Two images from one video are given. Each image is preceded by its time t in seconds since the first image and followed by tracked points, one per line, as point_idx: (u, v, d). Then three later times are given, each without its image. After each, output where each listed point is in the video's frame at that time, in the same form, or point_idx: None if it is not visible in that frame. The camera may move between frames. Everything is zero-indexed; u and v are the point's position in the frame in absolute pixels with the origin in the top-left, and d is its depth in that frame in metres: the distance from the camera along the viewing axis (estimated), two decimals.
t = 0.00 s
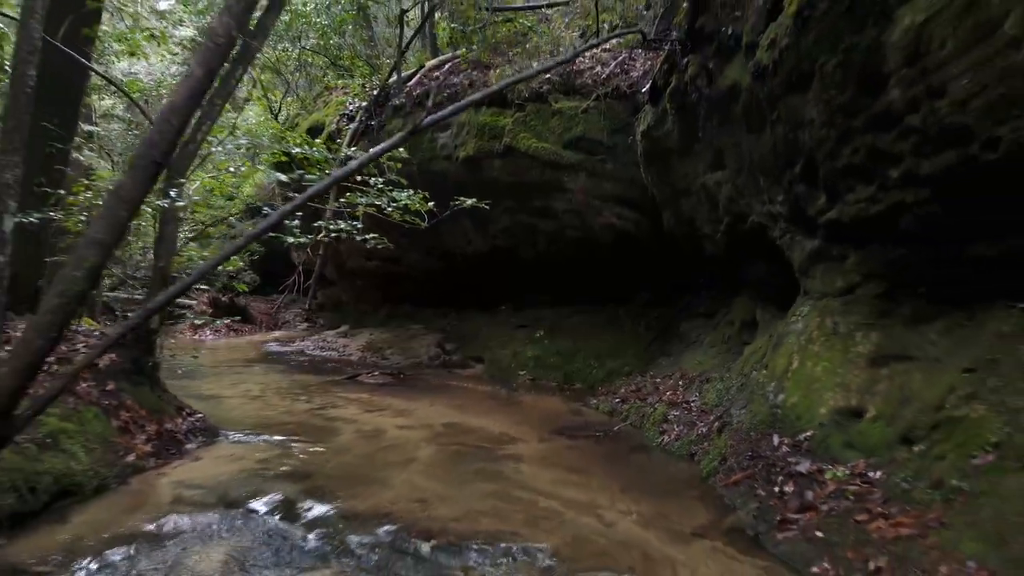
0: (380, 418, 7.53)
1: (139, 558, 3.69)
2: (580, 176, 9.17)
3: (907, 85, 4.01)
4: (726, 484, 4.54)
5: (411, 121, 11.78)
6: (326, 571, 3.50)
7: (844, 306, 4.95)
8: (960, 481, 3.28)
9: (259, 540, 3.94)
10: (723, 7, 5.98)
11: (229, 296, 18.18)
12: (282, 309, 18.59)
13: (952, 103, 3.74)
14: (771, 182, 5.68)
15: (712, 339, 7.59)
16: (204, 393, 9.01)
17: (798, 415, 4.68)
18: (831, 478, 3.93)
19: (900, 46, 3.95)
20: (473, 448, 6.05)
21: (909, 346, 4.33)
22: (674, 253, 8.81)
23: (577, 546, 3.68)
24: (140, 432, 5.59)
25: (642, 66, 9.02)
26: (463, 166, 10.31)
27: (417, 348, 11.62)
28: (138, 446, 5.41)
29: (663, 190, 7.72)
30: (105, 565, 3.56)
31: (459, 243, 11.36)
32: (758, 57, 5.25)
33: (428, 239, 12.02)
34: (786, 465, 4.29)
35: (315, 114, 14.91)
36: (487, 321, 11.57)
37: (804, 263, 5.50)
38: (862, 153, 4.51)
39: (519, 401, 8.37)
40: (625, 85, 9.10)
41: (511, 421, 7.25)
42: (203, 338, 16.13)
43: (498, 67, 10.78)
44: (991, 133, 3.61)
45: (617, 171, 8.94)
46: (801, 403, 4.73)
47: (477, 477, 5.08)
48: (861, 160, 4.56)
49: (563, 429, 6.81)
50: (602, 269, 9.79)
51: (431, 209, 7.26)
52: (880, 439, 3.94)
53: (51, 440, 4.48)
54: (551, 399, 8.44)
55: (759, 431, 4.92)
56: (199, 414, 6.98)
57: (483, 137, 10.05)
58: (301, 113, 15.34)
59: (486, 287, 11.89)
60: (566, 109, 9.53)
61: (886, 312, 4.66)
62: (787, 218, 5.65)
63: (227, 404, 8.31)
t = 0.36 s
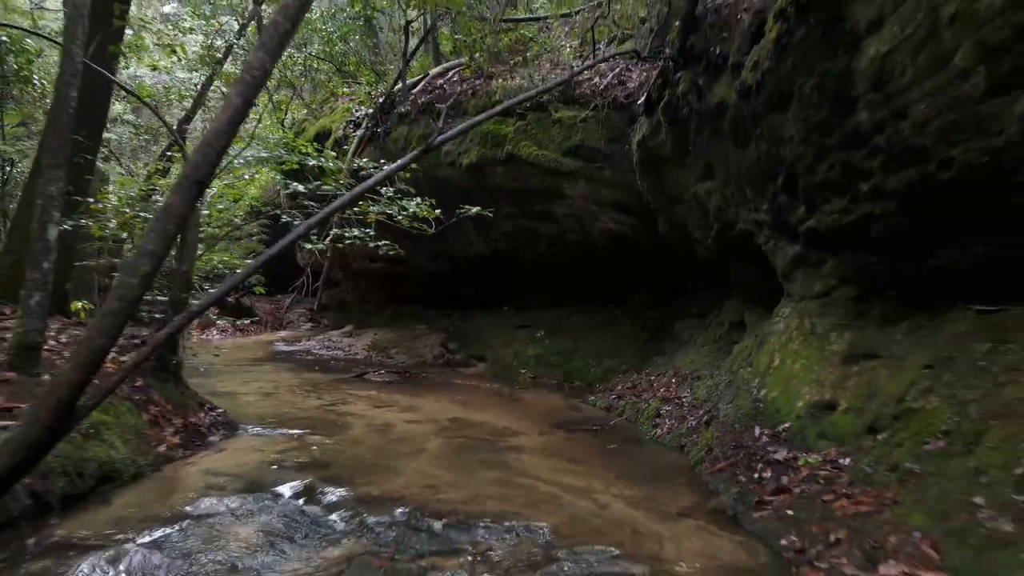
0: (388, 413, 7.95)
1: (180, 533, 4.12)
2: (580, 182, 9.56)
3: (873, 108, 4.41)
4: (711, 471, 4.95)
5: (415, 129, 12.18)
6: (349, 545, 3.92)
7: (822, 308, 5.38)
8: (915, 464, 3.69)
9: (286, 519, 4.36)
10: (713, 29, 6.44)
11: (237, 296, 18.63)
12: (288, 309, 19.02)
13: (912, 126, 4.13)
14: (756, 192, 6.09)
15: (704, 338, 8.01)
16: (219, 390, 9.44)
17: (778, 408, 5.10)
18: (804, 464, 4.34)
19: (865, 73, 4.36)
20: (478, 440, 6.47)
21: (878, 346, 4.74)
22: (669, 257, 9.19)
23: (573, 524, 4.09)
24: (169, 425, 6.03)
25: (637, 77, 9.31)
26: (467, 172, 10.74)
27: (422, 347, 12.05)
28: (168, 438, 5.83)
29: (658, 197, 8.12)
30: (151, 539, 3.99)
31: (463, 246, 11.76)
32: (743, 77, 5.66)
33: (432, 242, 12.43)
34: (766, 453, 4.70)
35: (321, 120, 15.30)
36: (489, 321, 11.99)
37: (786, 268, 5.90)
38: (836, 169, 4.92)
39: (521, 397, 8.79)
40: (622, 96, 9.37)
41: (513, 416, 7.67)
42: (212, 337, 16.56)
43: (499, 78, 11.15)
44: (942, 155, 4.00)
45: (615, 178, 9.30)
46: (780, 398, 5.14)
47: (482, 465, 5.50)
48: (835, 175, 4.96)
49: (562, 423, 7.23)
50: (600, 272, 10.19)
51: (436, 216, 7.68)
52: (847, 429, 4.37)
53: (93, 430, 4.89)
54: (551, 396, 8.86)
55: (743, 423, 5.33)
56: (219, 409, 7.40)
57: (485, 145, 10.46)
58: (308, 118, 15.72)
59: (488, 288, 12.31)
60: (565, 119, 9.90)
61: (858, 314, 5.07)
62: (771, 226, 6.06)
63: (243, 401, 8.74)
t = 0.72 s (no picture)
0: (397, 409, 8.39)
1: (215, 513, 4.55)
2: (578, 189, 9.99)
3: (844, 127, 4.83)
4: (698, 459, 5.39)
5: (421, 137, 12.58)
6: (368, 523, 4.35)
7: (801, 309, 5.81)
8: (876, 450, 4.12)
9: (310, 501, 4.80)
10: (703, 49, 6.94)
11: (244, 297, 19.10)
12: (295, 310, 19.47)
13: (877, 145, 4.55)
14: (742, 201, 6.53)
15: (696, 337, 8.44)
16: (234, 387, 9.88)
17: (760, 402, 5.54)
18: (780, 452, 4.77)
19: (837, 95, 4.79)
20: (482, 433, 6.90)
21: (850, 344, 5.16)
22: (664, 260, 9.62)
23: (571, 505, 4.52)
24: (194, 417, 6.45)
25: (634, 88, 9.74)
26: (470, 178, 11.19)
27: (426, 347, 12.48)
28: (194, 430, 6.26)
29: (652, 204, 8.55)
30: (190, 517, 4.43)
31: (467, 249, 12.19)
32: (729, 95, 6.10)
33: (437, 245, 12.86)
34: (748, 443, 5.13)
35: (328, 126, 15.73)
36: (491, 321, 12.43)
37: (769, 272, 6.32)
38: (812, 181, 5.34)
39: (522, 394, 9.23)
40: (619, 107, 9.80)
41: (514, 411, 8.11)
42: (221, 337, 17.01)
43: (502, 88, 11.54)
44: (903, 171, 4.41)
45: (612, 184, 9.74)
46: (763, 392, 5.57)
47: (487, 455, 5.93)
48: (811, 187, 5.40)
49: (561, 418, 7.67)
50: (598, 274, 10.63)
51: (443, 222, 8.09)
52: (820, 420, 4.80)
53: (130, 421, 5.32)
54: (551, 393, 9.30)
55: (728, 416, 5.77)
56: (238, 404, 7.84)
57: (488, 153, 10.92)
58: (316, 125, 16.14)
59: (491, 290, 12.74)
60: (565, 127, 10.33)
61: (834, 315, 5.49)
62: (755, 233, 6.49)
63: (257, 397, 9.18)
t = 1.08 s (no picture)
0: (404, 405, 8.84)
1: (245, 494, 5.03)
2: (577, 195, 10.43)
3: (818, 144, 5.28)
4: (686, 448, 5.85)
5: (425, 144, 12.98)
6: (385, 504, 4.81)
7: (783, 310, 6.26)
8: (843, 437, 4.57)
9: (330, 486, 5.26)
10: (693, 66, 7.41)
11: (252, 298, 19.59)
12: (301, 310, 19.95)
13: (848, 161, 5.00)
14: (729, 209, 6.98)
15: (689, 336, 8.88)
16: (248, 384, 10.35)
17: (743, 396, 5.99)
18: (759, 441, 5.23)
19: (812, 115, 5.24)
20: (486, 426, 7.35)
21: (826, 343, 5.61)
22: (659, 263, 10.06)
23: (568, 489, 4.97)
24: (217, 411, 6.89)
25: (630, 99, 10.22)
26: (473, 184, 11.62)
27: (430, 346, 12.94)
28: (217, 422, 6.69)
29: (647, 210, 8.99)
30: (223, 498, 4.89)
31: (469, 251, 12.62)
32: (717, 111, 6.55)
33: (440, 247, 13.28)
34: (732, 433, 5.58)
35: (335, 132, 16.16)
36: (494, 321, 12.88)
37: (754, 276, 6.78)
38: (791, 192, 5.79)
39: (523, 391, 9.69)
40: (616, 117, 10.29)
41: (516, 407, 8.56)
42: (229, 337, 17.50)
43: (503, 96, 11.93)
44: (870, 185, 4.87)
45: (609, 191, 10.20)
46: (746, 387, 6.02)
47: (491, 446, 6.38)
48: (790, 198, 5.84)
49: (560, 413, 8.12)
50: (596, 276, 11.07)
51: (448, 228, 8.52)
52: (796, 411, 5.25)
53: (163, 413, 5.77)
54: (551, 390, 9.74)
55: (715, 409, 6.22)
56: (254, 399, 8.28)
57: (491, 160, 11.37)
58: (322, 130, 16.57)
59: (493, 291, 13.19)
60: (564, 135, 10.76)
61: (813, 316, 5.94)
62: (741, 239, 6.94)
63: (271, 393, 9.65)
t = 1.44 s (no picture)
0: (411, 400, 9.31)
1: (271, 479, 5.51)
2: (576, 200, 10.89)
3: (796, 158, 5.74)
4: (676, 439, 6.32)
5: (429, 151, 13.37)
6: (398, 488, 5.29)
7: (766, 310, 6.73)
8: (815, 427, 5.04)
9: (346, 472, 5.74)
10: (685, 82, 7.87)
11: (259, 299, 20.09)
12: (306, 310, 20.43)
13: (822, 174, 5.46)
14: (717, 216, 7.44)
15: (682, 336, 9.33)
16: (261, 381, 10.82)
17: (728, 390, 6.46)
18: (741, 432, 5.69)
19: (789, 131, 5.71)
20: (489, 420, 7.80)
21: (804, 341, 6.07)
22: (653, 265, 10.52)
23: (566, 475, 5.43)
24: (238, 406, 7.35)
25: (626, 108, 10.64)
26: (475, 189, 12.08)
27: (434, 345, 13.40)
28: (238, 416, 7.15)
29: (642, 215, 9.45)
30: (251, 482, 5.37)
31: (472, 254, 13.08)
32: (706, 125, 7.01)
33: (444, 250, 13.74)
34: (717, 425, 6.05)
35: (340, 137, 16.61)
36: (496, 321, 13.33)
37: (741, 278, 7.24)
38: (773, 202, 6.25)
39: (524, 388, 10.15)
40: (613, 126, 10.72)
41: (517, 402, 9.02)
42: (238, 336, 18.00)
43: (505, 105, 12.34)
44: (841, 197, 5.33)
45: (606, 196, 10.66)
46: (732, 382, 6.49)
47: (494, 438, 6.83)
48: (772, 207, 6.30)
49: (559, 408, 8.58)
50: (594, 278, 11.52)
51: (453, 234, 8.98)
52: (775, 404, 5.71)
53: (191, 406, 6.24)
54: (551, 387, 10.20)
55: (702, 403, 6.68)
56: (270, 395, 8.74)
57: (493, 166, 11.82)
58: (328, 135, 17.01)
59: (495, 292, 13.63)
60: (564, 143, 11.17)
61: (793, 316, 6.41)
62: (729, 245, 7.40)
63: (284, 390, 10.13)
